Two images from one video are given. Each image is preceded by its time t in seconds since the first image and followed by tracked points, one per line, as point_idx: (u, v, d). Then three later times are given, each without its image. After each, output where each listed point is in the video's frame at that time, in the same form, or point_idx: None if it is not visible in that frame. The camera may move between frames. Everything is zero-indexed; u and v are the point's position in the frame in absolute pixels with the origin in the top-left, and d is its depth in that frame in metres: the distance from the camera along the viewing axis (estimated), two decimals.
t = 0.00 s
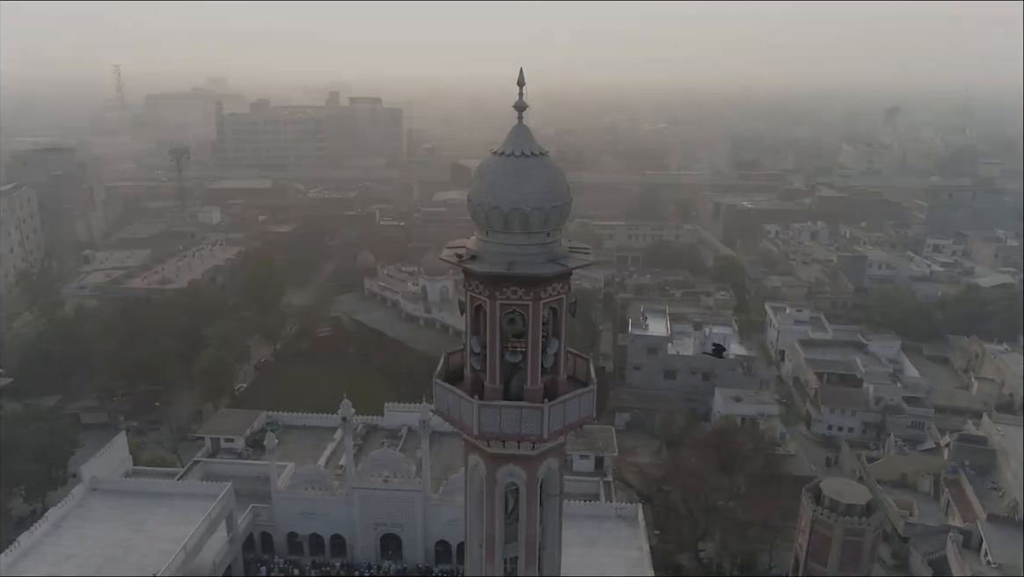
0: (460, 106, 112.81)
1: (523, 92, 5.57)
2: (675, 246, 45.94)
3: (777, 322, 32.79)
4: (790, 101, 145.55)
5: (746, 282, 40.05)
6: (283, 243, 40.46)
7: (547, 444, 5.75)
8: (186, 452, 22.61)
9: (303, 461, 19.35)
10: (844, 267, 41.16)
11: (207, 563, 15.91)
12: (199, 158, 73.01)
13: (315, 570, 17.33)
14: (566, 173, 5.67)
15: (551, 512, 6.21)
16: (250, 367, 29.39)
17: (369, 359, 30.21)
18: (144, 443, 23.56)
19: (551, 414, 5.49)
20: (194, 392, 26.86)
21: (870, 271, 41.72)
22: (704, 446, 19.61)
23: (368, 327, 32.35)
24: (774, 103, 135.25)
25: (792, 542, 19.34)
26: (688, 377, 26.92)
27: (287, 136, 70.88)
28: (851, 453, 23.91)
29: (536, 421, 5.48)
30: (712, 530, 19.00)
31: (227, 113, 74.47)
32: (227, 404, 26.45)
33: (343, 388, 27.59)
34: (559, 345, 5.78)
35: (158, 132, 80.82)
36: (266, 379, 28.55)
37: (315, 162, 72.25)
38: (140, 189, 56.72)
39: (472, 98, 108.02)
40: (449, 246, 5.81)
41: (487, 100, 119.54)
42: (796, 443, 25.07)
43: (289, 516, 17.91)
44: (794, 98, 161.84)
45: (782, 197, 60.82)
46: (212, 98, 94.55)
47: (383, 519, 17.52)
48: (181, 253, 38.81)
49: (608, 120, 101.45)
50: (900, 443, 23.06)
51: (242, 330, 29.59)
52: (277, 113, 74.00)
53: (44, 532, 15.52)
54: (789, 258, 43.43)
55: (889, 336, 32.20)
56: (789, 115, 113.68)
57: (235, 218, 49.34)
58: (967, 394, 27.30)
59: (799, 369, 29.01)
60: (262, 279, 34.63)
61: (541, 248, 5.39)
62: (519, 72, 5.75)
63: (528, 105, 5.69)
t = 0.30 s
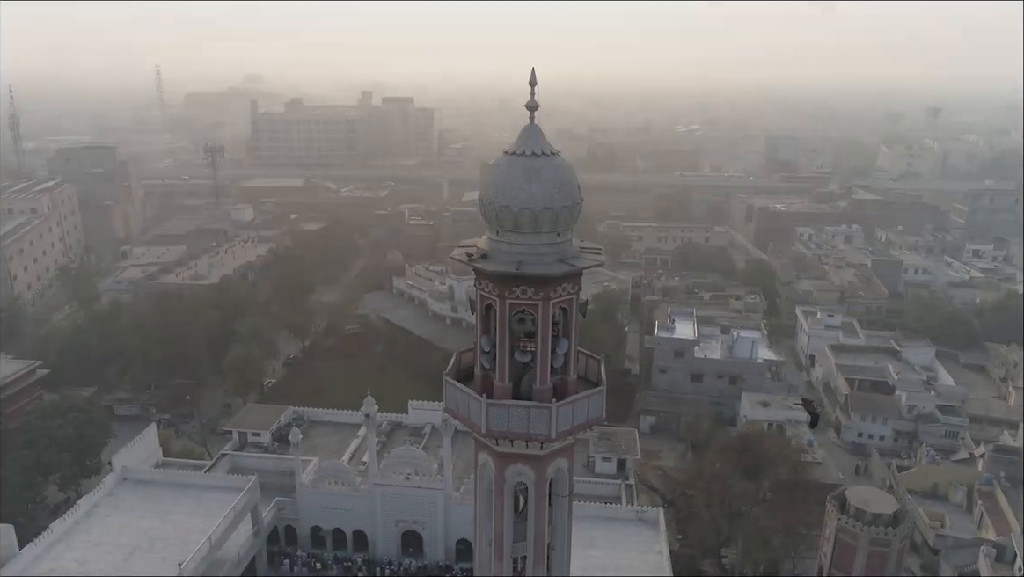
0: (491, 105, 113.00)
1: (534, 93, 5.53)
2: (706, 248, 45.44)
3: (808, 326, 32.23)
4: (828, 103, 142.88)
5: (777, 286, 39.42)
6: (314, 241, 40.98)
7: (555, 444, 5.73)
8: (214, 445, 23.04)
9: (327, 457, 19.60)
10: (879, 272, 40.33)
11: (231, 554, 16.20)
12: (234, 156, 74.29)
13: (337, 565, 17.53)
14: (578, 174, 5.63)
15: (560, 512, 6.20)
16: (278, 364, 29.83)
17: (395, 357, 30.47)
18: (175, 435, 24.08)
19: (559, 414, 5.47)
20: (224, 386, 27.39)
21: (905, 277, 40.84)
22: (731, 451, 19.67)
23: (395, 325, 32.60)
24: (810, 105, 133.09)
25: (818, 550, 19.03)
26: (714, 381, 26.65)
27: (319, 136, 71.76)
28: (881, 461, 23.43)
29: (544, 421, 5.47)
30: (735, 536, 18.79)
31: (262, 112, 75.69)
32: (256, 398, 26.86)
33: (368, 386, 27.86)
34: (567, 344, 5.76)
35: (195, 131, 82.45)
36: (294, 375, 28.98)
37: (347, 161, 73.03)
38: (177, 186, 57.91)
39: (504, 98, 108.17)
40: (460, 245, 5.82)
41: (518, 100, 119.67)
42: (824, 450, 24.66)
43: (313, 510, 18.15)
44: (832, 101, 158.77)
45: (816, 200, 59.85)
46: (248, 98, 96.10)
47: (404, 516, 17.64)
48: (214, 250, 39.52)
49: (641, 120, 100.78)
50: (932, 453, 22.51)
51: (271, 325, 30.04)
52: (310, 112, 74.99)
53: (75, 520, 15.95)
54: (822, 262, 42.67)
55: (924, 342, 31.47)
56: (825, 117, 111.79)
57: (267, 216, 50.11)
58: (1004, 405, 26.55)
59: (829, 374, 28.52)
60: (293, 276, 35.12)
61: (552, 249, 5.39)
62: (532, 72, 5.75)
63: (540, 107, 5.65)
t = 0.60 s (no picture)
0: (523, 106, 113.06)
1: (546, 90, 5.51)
2: (737, 251, 44.87)
3: (839, 331, 31.64)
4: (868, 104, 139.87)
5: (809, 290, 38.74)
6: (344, 239, 41.42)
7: (563, 443, 5.73)
8: (242, 439, 23.48)
9: (351, 452, 19.81)
10: (914, 277, 39.42)
11: (255, 545, 16.47)
12: (268, 155, 75.44)
13: (359, 559, 17.71)
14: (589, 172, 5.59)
15: (568, 511, 6.20)
16: (305, 360, 30.27)
17: (421, 356, 30.66)
18: (204, 428, 24.64)
19: (566, 413, 5.46)
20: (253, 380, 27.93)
21: (942, 282, 39.89)
22: (756, 456, 19.42)
23: (421, 323, 32.81)
24: (848, 106, 130.54)
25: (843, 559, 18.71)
26: (741, 385, 26.34)
27: (352, 135, 72.48)
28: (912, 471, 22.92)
29: (551, 421, 5.46)
30: (758, 543, 18.59)
31: (296, 111, 76.73)
32: (283, 393, 27.39)
33: (394, 383, 28.12)
34: (576, 343, 5.74)
35: (231, 130, 83.92)
36: (321, 371, 29.38)
37: (379, 160, 73.65)
38: (212, 184, 59.02)
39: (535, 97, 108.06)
40: (470, 244, 5.82)
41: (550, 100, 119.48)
42: (852, 458, 24.21)
43: (336, 505, 18.36)
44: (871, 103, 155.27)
45: (851, 203, 58.76)
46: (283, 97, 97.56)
47: (425, 513, 17.75)
48: (246, 247, 40.16)
49: (674, 121, 99.90)
50: (965, 463, 21.96)
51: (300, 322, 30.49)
52: (343, 112, 75.82)
53: (106, 509, 16.36)
54: (856, 265, 41.84)
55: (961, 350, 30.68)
56: (863, 118, 109.63)
57: (299, 214, 50.78)
58: None
59: (860, 381, 27.99)
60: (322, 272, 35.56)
61: (561, 248, 5.38)
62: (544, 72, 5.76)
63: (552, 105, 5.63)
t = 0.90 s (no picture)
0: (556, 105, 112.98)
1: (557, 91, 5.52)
2: (768, 253, 44.25)
3: (872, 337, 31.01)
4: (909, 105, 136.76)
5: (841, 294, 38.05)
6: (373, 237, 41.81)
7: (571, 443, 5.72)
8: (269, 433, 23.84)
9: (375, 449, 19.99)
10: (952, 282, 38.46)
11: (279, 538, 16.73)
12: (301, 154, 76.48)
13: (380, 555, 17.85)
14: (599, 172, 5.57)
15: (577, 512, 6.19)
16: (332, 357, 30.63)
17: (447, 355, 30.80)
18: (232, 422, 25.12)
19: (573, 413, 5.45)
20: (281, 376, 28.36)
21: (980, 288, 38.88)
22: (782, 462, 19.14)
23: (448, 322, 32.95)
24: (887, 107, 127.90)
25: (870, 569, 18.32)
26: (768, 389, 25.97)
27: (384, 134, 73.13)
28: (945, 481, 22.35)
29: (558, 420, 5.45)
30: (782, 549, 18.33)
31: (329, 111, 77.67)
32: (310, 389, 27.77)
33: (420, 381, 28.29)
34: (584, 344, 5.73)
35: (266, 129, 85.26)
36: (347, 368, 29.70)
37: (409, 160, 74.19)
38: (246, 183, 60.05)
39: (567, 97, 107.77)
40: (481, 242, 5.84)
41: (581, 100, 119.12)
42: (883, 466, 23.70)
43: (358, 501, 18.54)
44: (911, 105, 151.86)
45: (888, 206, 57.54)
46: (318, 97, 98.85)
47: (445, 511, 17.83)
48: (277, 245, 40.78)
49: (708, 121, 98.89)
50: (1001, 475, 21.34)
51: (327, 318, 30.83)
52: (375, 112, 76.54)
53: (135, 498, 16.76)
54: (891, 270, 40.96)
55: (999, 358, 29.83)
56: (903, 120, 107.34)
57: (330, 212, 51.38)
58: None
59: (892, 388, 27.41)
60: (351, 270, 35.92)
61: (571, 248, 5.38)
62: (555, 72, 5.76)
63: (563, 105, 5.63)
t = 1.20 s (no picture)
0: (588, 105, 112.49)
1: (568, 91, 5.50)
2: (801, 257, 43.55)
3: (906, 343, 30.36)
4: (952, 106, 133.32)
5: (875, 299, 37.28)
6: (402, 235, 42.14)
7: (578, 443, 5.71)
8: (296, 427, 24.22)
9: (398, 446, 20.14)
10: (992, 289, 37.45)
11: (302, 532, 16.99)
12: (335, 153, 77.41)
13: (402, 551, 18.01)
14: (610, 173, 5.54)
15: (585, 513, 6.18)
16: (360, 354, 31.01)
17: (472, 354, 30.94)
18: (261, 416, 25.58)
19: (580, 413, 5.45)
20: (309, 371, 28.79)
21: (1021, 295, 37.81)
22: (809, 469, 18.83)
23: (473, 321, 33.09)
24: (929, 108, 124.95)
25: None
26: (796, 395, 25.61)
27: (415, 134, 73.65)
28: (979, 493, 21.78)
29: (564, 420, 5.45)
30: (806, 557, 18.04)
31: (362, 111, 78.51)
32: (338, 385, 28.11)
33: (445, 380, 28.45)
34: (592, 344, 5.72)
35: (300, 128, 86.51)
36: (374, 366, 30.03)
37: (441, 159, 74.58)
38: (280, 181, 61.01)
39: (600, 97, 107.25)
40: (492, 241, 5.85)
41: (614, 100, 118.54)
42: (915, 476, 23.18)
43: (380, 497, 18.71)
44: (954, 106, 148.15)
45: (926, 210, 56.22)
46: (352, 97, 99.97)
47: (467, 509, 17.93)
48: (308, 242, 41.32)
49: (742, 122, 97.67)
50: None
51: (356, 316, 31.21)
52: (408, 111, 77.13)
53: (163, 488, 17.14)
54: (928, 275, 40.01)
55: None
56: (945, 121, 104.78)
57: (360, 211, 51.92)
58: None
59: (925, 396, 26.82)
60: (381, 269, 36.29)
61: (580, 248, 5.35)
62: (567, 72, 5.75)
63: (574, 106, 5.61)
